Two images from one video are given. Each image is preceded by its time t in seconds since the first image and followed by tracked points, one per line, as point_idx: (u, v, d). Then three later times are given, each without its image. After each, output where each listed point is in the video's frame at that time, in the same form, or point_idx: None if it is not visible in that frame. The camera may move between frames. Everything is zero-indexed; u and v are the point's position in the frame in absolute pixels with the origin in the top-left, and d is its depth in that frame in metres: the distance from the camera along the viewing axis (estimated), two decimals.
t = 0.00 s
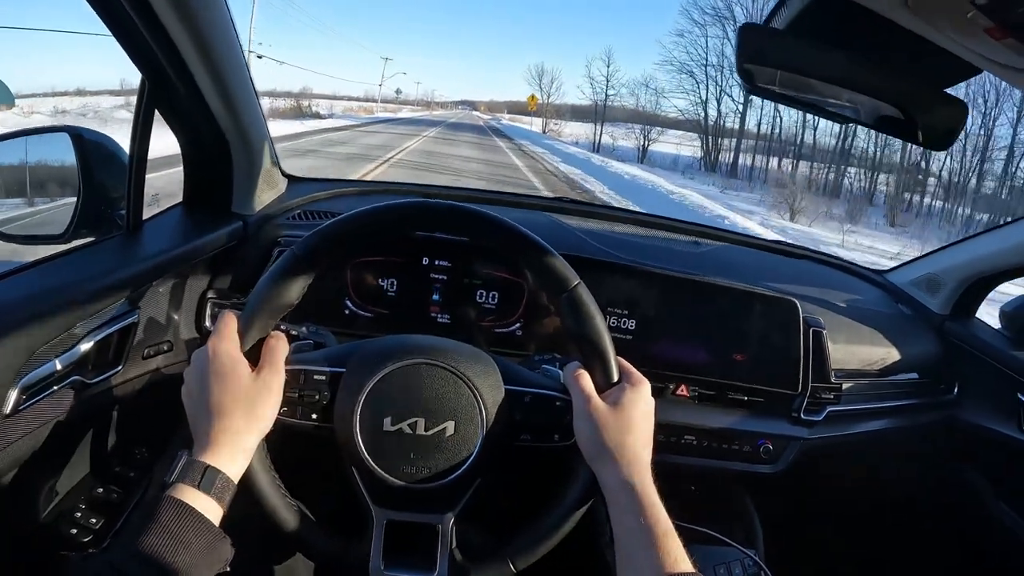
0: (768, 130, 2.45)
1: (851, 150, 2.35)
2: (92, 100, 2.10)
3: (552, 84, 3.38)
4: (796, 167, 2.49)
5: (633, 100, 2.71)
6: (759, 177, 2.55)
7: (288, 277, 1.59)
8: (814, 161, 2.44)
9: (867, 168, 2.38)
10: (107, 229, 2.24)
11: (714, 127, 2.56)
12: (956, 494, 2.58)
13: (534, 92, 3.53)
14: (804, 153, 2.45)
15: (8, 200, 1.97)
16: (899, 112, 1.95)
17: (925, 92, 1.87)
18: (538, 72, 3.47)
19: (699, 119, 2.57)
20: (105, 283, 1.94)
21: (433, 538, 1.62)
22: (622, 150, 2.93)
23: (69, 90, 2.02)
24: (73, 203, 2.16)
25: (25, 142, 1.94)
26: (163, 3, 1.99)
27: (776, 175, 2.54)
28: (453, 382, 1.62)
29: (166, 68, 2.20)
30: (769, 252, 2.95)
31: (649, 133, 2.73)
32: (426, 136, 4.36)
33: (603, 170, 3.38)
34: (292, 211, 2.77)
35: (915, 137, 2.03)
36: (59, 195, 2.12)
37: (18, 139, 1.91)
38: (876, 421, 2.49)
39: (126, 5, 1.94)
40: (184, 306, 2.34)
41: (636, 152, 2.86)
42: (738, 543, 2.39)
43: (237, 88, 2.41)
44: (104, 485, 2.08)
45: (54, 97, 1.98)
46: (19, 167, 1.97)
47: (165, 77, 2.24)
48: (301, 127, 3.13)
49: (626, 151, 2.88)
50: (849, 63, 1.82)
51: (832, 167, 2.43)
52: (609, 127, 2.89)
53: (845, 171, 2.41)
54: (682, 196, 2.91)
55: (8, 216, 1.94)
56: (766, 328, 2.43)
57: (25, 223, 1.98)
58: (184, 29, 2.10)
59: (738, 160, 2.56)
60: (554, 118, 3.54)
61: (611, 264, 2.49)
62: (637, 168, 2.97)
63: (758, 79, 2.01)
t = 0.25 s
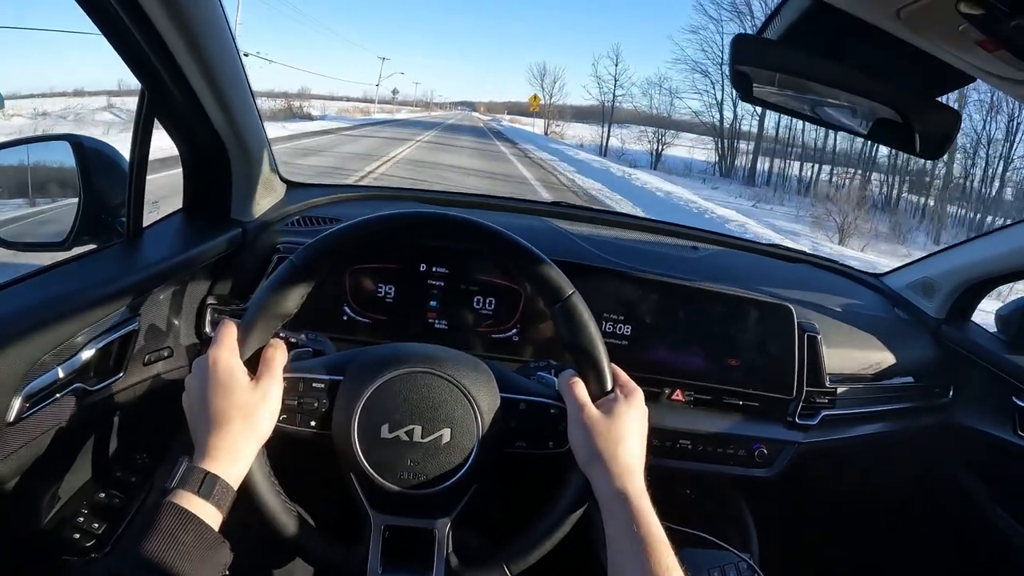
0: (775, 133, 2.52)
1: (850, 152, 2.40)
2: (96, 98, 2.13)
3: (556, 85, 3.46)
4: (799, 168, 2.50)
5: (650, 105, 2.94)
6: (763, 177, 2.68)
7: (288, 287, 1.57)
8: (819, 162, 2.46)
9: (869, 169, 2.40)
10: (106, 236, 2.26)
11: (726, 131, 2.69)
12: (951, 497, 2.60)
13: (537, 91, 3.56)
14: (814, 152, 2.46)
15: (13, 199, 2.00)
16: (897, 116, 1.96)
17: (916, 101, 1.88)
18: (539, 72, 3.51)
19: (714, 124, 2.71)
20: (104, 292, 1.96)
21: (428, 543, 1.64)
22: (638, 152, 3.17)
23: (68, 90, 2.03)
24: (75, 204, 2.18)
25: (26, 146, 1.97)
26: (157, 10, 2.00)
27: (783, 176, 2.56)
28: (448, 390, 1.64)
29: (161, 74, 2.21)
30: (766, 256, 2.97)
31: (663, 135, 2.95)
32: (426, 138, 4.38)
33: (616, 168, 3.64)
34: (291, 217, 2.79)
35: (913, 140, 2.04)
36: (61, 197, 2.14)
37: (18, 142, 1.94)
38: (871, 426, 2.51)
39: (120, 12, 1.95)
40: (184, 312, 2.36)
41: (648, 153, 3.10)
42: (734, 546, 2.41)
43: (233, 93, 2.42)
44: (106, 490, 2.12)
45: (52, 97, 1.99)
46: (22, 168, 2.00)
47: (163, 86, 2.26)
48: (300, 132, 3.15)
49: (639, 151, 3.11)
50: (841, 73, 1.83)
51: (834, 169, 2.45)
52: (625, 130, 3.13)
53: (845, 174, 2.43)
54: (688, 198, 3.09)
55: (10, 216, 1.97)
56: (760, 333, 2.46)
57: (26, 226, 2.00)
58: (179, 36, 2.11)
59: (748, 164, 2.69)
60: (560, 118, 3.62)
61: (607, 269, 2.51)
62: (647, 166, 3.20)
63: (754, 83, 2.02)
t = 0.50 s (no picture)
0: (797, 139, 2.46)
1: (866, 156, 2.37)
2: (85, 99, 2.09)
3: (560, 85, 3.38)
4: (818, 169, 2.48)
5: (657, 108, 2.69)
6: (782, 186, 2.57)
7: (286, 286, 1.56)
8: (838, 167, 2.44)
9: (891, 173, 2.34)
10: (105, 236, 2.26)
11: (745, 136, 2.55)
12: (950, 497, 2.59)
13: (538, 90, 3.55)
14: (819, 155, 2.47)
15: (17, 199, 2.01)
16: (897, 114, 1.95)
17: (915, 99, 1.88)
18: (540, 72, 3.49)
19: (732, 127, 2.55)
20: (102, 292, 1.96)
21: (426, 543, 1.63)
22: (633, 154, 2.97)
23: (67, 90, 2.03)
24: (72, 205, 2.17)
25: (28, 147, 1.97)
26: (155, 10, 1.99)
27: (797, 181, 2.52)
28: (446, 390, 1.64)
29: (159, 73, 2.20)
30: (765, 255, 2.96)
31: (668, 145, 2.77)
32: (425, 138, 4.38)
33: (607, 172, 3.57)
34: (289, 217, 2.79)
35: (912, 139, 2.03)
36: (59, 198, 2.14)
37: (20, 143, 1.93)
38: (870, 425, 2.50)
39: (118, 13, 1.95)
40: (183, 312, 2.36)
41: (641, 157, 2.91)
42: (732, 546, 2.41)
43: (231, 93, 2.42)
44: (104, 490, 2.11)
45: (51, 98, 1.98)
46: (24, 168, 2.00)
47: (162, 88, 2.26)
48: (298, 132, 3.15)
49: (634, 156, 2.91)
50: (840, 72, 1.83)
51: (853, 172, 2.41)
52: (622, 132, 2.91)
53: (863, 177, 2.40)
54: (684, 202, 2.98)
55: (11, 216, 1.97)
56: (759, 333, 2.46)
57: (24, 227, 1.99)
58: (177, 36, 2.11)
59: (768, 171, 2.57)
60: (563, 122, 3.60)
61: (606, 269, 2.51)
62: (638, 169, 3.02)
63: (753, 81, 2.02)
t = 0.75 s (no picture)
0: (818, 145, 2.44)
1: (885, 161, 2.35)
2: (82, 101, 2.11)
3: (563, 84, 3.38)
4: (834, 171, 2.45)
5: (680, 111, 2.74)
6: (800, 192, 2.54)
7: (285, 287, 1.57)
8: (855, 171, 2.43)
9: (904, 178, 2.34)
10: (104, 240, 2.27)
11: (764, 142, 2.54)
12: (948, 497, 2.60)
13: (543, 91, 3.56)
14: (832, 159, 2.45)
15: (18, 202, 2.04)
16: (894, 115, 1.95)
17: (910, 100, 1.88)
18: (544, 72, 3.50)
19: (751, 131, 2.53)
20: (101, 295, 1.97)
21: (423, 545, 1.64)
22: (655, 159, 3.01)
23: (64, 91, 2.05)
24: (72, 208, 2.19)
25: (27, 151, 2.00)
26: (153, 15, 2.00)
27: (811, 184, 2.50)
28: (444, 392, 1.65)
29: (157, 77, 2.21)
30: (763, 256, 2.97)
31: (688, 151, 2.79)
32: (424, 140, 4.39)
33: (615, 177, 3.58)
34: (288, 219, 2.80)
35: (908, 141, 2.04)
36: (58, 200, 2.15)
37: (20, 146, 1.97)
38: (868, 426, 2.51)
39: (116, 16, 1.96)
40: (182, 315, 2.37)
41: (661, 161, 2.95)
42: (730, 547, 2.41)
43: (230, 98, 2.43)
44: (103, 492, 2.12)
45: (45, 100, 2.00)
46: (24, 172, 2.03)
47: (161, 93, 2.28)
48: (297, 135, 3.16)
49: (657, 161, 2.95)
50: (835, 74, 1.83)
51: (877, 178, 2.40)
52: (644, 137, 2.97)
53: (886, 184, 2.39)
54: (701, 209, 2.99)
55: (11, 220, 2.00)
56: (757, 335, 2.47)
57: (23, 232, 2.01)
58: (175, 41, 2.12)
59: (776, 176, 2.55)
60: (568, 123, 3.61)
61: (604, 271, 2.52)
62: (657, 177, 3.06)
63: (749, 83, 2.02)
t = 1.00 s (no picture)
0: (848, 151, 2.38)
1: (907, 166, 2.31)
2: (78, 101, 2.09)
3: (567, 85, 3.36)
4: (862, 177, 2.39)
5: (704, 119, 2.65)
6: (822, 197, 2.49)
7: (283, 289, 1.56)
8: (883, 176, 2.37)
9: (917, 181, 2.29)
10: (103, 241, 2.26)
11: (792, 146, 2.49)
12: (949, 497, 2.59)
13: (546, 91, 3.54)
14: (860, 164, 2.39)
15: (21, 203, 2.06)
16: (894, 114, 1.95)
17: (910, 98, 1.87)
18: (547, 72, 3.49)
19: (775, 135, 2.51)
20: (99, 296, 1.96)
21: (422, 546, 1.64)
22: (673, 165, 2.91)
23: (59, 91, 2.03)
24: (70, 211, 2.19)
25: (27, 152, 1.99)
26: (150, 16, 2.00)
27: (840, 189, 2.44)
28: (442, 393, 1.64)
29: (156, 79, 2.21)
30: (763, 257, 2.96)
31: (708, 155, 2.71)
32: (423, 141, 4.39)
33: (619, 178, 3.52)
34: (286, 221, 2.80)
35: (908, 139, 2.03)
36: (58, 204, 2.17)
37: (22, 147, 1.97)
38: (869, 426, 2.50)
39: (114, 18, 1.96)
40: (181, 316, 2.37)
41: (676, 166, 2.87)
42: (731, 548, 2.41)
43: (228, 99, 2.42)
44: (102, 494, 2.11)
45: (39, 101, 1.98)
46: (27, 173, 2.04)
47: (160, 95, 2.27)
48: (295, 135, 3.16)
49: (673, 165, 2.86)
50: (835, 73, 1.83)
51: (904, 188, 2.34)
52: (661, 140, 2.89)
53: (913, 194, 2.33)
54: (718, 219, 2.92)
55: (12, 221, 2.01)
56: (757, 335, 2.46)
57: (24, 233, 2.02)
58: (173, 42, 2.12)
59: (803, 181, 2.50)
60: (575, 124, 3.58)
61: (603, 272, 2.51)
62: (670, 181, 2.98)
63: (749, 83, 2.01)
